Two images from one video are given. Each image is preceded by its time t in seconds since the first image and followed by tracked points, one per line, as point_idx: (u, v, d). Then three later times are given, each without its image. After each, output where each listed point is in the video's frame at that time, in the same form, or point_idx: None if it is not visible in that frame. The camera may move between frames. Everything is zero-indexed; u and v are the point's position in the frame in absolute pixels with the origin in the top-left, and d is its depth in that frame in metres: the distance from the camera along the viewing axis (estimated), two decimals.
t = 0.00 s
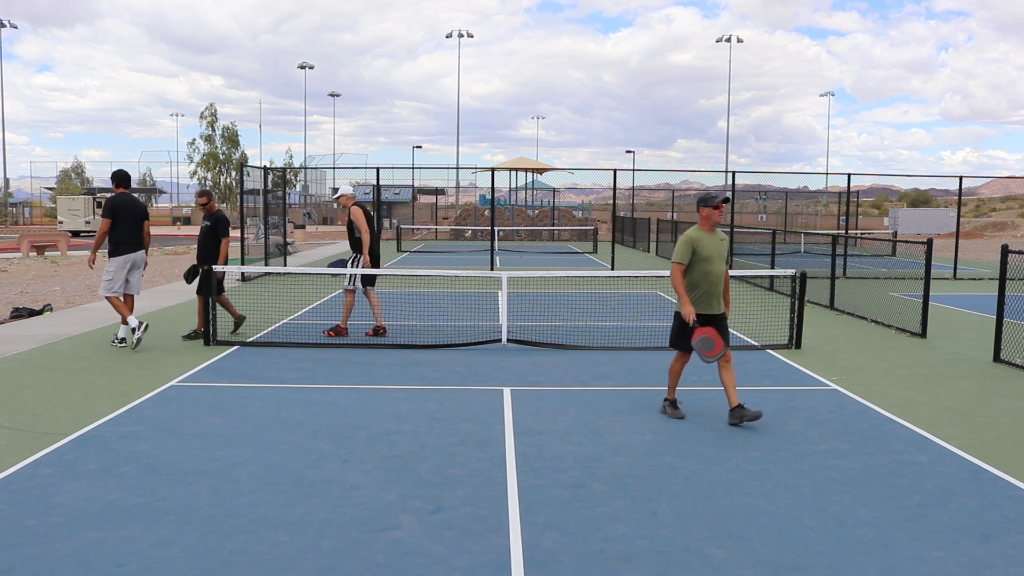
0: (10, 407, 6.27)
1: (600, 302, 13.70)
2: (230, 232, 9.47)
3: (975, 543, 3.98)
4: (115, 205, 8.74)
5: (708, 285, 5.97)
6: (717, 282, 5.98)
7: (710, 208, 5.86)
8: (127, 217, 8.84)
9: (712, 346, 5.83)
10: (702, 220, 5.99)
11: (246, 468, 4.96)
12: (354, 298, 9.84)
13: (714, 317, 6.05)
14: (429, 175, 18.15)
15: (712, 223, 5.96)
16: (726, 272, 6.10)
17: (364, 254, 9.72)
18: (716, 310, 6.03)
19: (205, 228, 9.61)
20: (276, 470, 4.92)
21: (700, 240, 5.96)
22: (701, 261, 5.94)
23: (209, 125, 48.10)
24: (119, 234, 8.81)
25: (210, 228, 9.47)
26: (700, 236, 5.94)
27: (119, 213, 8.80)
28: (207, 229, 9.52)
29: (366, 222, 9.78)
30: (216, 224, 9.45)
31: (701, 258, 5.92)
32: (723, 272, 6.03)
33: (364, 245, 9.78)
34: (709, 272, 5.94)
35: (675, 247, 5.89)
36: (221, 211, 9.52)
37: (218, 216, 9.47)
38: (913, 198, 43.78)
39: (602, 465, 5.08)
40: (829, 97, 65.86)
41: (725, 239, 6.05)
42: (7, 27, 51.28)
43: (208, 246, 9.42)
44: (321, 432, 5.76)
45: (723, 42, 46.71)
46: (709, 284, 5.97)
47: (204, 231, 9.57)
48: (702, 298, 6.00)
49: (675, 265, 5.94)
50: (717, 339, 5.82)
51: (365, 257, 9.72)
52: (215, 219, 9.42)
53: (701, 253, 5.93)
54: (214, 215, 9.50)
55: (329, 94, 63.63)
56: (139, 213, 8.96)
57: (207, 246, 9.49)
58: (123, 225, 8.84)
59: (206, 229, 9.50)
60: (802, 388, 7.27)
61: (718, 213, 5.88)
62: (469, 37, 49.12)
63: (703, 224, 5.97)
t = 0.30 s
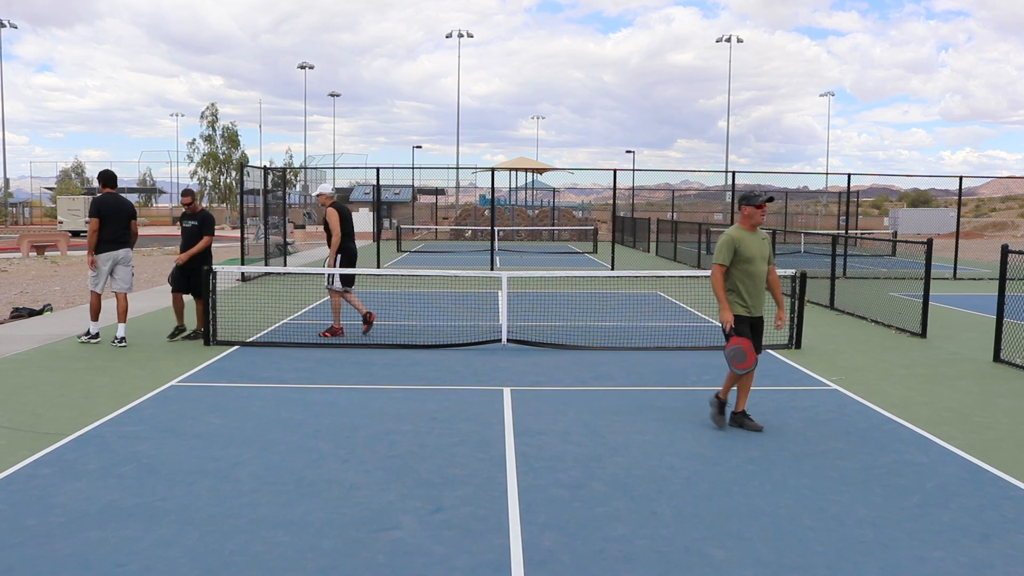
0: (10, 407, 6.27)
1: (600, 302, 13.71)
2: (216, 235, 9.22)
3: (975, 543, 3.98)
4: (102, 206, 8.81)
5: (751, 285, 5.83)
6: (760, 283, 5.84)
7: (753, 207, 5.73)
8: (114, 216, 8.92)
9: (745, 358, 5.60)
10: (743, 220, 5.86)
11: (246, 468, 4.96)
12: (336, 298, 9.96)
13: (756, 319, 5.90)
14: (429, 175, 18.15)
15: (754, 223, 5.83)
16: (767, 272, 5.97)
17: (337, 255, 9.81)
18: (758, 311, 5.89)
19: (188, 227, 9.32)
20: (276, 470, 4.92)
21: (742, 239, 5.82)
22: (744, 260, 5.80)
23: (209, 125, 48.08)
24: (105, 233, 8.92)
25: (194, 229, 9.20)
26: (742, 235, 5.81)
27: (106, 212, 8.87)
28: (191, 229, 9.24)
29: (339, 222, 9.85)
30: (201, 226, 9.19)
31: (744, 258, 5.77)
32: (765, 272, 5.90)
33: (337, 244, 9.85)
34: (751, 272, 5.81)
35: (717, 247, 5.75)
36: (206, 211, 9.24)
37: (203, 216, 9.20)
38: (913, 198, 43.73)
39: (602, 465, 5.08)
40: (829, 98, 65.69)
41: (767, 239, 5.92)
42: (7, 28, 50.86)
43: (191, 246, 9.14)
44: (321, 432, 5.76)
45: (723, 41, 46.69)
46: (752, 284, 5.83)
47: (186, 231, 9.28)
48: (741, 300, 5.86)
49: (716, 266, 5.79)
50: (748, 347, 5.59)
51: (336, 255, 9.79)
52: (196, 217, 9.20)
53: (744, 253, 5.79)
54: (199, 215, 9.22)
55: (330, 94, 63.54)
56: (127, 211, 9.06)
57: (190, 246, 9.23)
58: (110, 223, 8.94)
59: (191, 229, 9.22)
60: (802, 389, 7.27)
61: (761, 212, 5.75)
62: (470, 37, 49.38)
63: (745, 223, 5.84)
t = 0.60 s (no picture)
0: (10, 407, 6.27)
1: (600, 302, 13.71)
2: (203, 238, 8.74)
3: (975, 543, 3.98)
4: (84, 205, 9.09)
5: (788, 295, 5.58)
6: (797, 292, 5.60)
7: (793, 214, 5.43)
8: (96, 217, 9.19)
9: (754, 372, 5.66)
10: (781, 226, 5.59)
11: (246, 468, 4.96)
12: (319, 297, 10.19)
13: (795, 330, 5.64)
14: (429, 175, 18.15)
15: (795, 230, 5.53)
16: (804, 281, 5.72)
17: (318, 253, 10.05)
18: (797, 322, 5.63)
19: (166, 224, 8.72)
20: (276, 470, 4.92)
21: (781, 246, 5.55)
22: (782, 270, 5.54)
23: (209, 125, 48.07)
24: (87, 234, 9.18)
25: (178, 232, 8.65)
26: (781, 243, 5.53)
27: (90, 211, 9.17)
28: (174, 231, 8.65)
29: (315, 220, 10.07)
30: (187, 230, 8.65)
31: (784, 267, 5.51)
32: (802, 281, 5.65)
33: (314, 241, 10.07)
34: (789, 282, 5.55)
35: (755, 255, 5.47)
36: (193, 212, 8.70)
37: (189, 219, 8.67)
38: (913, 198, 43.68)
39: (602, 465, 5.08)
40: (829, 98, 65.53)
41: (808, 246, 5.62)
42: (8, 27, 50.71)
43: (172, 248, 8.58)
44: (321, 432, 5.76)
45: (723, 41, 46.54)
46: (790, 294, 5.58)
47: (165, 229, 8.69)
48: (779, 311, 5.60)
49: (754, 274, 5.52)
50: (758, 363, 5.64)
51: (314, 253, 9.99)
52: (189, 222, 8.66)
53: (783, 261, 5.53)
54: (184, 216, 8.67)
55: (330, 94, 63.48)
56: (115, 212, 9.35)
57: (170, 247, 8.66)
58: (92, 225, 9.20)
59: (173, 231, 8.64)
60: (801, 389, 7.27)
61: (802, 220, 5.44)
62: (470, 38, 48.60)
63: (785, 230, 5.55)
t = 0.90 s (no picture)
0: (10, 407, 6.27)
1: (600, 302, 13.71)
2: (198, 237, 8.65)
3: (975, 543, 3.98)
4: (75, 203, 9.30)
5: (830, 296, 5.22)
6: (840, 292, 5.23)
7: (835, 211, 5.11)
8: (86, 215, 9.38)
9: (823, 376, 5.06)
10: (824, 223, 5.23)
11: (246, 468, 4.96)
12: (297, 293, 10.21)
13: (839, 333, 5.28)
14: (429, 175, 18.17)
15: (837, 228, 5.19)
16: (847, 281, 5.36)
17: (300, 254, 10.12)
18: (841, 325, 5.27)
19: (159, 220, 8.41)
20: (276, 470, 4.92)
21: (823, 244, 5.19)
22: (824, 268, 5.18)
23: (209, 125, 48.09)
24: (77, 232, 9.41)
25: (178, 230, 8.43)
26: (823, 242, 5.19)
27: (81, 210, 9.38)
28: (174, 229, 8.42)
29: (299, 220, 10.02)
30: (189, 228, 8.49)
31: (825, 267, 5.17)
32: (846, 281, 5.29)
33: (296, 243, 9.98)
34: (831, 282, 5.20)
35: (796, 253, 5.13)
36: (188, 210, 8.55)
37: (189, 217, 8.51)
38: (913, 198, 43.67)
39: (602, 465, 5.08)
40: (829, 98, 65.56)
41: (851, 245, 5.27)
42: (8, 27, 50.51)
43: (172, 247, 8.33)
44: (321, 432, 5.76)
45: (724, 41, 46.47)
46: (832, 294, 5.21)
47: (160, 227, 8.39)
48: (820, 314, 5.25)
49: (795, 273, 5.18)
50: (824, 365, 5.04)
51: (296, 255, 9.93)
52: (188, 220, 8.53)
53: (825, 259, 5.17)
54: (183, 214, 8.49)
55: (330, 94, 63.31)
56: (107, 211, 9.54)
57: (168, 244, 8.38)
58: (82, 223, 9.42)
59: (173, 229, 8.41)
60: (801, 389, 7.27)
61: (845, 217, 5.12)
62: (470, 38, 49.43)
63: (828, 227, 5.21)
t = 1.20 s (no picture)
0: (9, 407, 6.27)
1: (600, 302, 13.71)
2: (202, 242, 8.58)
3: (975, 543, 3.98)
4: (72, 204, 9.38)
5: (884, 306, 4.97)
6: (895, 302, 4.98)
7: (892, 215, 4.88)
8: (82, 216, 9.46)
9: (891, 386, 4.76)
10: (879, 230, 5.00)
11: (246, 468, 4.96)
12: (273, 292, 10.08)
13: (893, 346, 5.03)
14: (429, 175, 18.16)
15: (893, 235, 4.96)
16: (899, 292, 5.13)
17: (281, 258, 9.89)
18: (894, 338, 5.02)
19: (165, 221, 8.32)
20: (276, 470, 4.92)
21: (878, 251, 4.95)
22: (878, 276, 4.95)
23: (209, 125, 48.08)
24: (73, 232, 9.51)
25: (185, 232, 8.35)
26: (879, 248, 4.94)
27: (77, 211, 9.47)
28: (180, 230, 8.34)
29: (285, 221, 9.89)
30: (195, 231, 8.43)
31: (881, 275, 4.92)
32: (902, 292, 5.04)
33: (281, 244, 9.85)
34: (886, 292, 4.96)
35: (850, 259, 4.91)
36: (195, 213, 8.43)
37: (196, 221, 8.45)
38: (913, 198, 43.63)
39: (602, 465, 5.08)
40: (829, 99, 65.18)
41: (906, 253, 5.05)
42: (8, 27, 50.33)
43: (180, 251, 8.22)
44: (322, 432, 5.76)
45: (724, 41, 46.47)
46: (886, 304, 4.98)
47: (166, 227, 8.29)
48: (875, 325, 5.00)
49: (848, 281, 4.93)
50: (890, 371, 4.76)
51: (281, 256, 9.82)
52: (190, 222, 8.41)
53: (879, 268, 4.94)
54: (190, 217, 8.43)
55: (330, 94, 63.36)
56: (103, 211, 9.64)
57: (173, 246, 8.27)
58: (77, 223, 9.51)
59: (181, 231, 8.33)
60: (801, 389, 7.27)
61: (903, 222, 4.88)
62: (470, 37, 49.68)
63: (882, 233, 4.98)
